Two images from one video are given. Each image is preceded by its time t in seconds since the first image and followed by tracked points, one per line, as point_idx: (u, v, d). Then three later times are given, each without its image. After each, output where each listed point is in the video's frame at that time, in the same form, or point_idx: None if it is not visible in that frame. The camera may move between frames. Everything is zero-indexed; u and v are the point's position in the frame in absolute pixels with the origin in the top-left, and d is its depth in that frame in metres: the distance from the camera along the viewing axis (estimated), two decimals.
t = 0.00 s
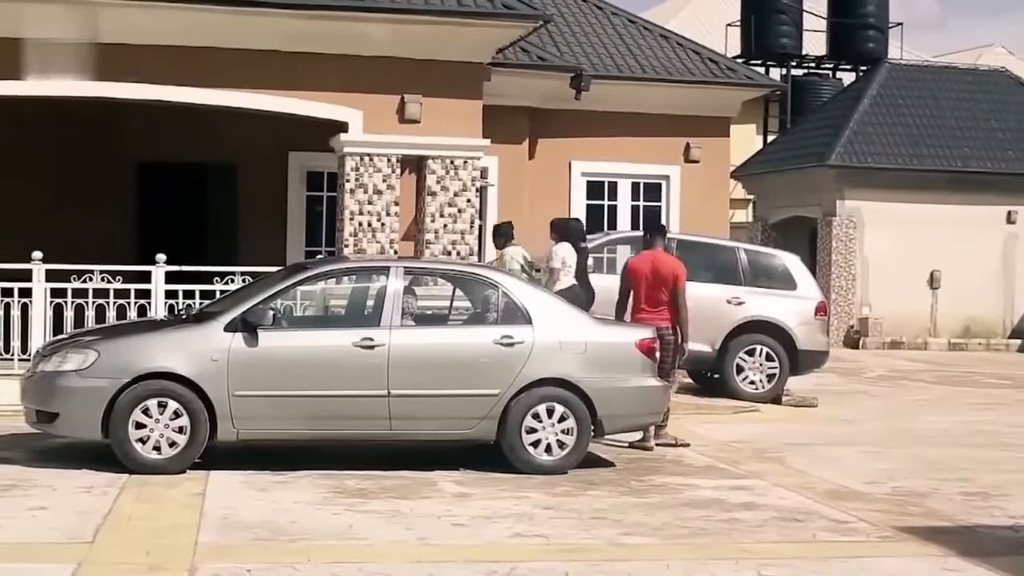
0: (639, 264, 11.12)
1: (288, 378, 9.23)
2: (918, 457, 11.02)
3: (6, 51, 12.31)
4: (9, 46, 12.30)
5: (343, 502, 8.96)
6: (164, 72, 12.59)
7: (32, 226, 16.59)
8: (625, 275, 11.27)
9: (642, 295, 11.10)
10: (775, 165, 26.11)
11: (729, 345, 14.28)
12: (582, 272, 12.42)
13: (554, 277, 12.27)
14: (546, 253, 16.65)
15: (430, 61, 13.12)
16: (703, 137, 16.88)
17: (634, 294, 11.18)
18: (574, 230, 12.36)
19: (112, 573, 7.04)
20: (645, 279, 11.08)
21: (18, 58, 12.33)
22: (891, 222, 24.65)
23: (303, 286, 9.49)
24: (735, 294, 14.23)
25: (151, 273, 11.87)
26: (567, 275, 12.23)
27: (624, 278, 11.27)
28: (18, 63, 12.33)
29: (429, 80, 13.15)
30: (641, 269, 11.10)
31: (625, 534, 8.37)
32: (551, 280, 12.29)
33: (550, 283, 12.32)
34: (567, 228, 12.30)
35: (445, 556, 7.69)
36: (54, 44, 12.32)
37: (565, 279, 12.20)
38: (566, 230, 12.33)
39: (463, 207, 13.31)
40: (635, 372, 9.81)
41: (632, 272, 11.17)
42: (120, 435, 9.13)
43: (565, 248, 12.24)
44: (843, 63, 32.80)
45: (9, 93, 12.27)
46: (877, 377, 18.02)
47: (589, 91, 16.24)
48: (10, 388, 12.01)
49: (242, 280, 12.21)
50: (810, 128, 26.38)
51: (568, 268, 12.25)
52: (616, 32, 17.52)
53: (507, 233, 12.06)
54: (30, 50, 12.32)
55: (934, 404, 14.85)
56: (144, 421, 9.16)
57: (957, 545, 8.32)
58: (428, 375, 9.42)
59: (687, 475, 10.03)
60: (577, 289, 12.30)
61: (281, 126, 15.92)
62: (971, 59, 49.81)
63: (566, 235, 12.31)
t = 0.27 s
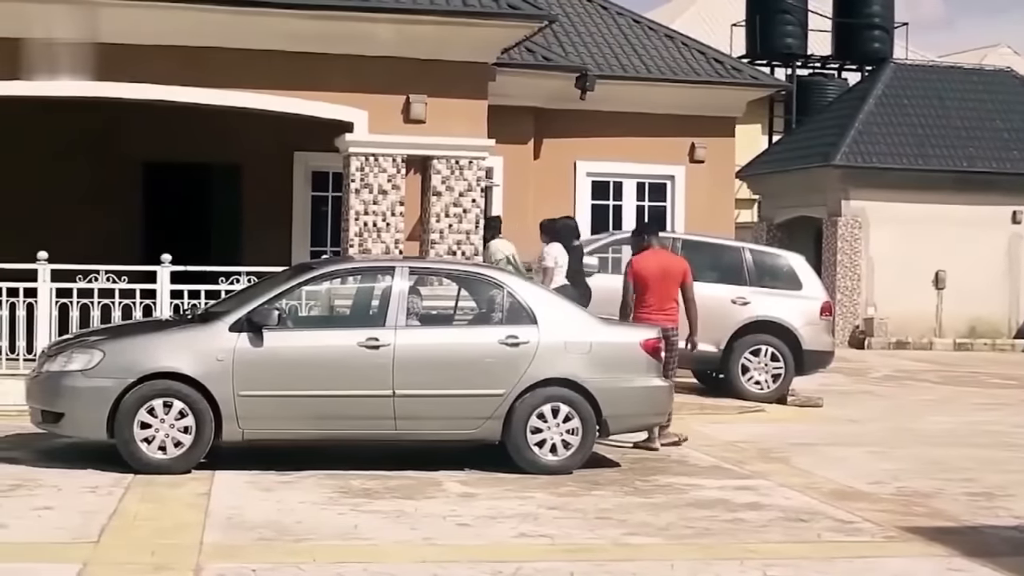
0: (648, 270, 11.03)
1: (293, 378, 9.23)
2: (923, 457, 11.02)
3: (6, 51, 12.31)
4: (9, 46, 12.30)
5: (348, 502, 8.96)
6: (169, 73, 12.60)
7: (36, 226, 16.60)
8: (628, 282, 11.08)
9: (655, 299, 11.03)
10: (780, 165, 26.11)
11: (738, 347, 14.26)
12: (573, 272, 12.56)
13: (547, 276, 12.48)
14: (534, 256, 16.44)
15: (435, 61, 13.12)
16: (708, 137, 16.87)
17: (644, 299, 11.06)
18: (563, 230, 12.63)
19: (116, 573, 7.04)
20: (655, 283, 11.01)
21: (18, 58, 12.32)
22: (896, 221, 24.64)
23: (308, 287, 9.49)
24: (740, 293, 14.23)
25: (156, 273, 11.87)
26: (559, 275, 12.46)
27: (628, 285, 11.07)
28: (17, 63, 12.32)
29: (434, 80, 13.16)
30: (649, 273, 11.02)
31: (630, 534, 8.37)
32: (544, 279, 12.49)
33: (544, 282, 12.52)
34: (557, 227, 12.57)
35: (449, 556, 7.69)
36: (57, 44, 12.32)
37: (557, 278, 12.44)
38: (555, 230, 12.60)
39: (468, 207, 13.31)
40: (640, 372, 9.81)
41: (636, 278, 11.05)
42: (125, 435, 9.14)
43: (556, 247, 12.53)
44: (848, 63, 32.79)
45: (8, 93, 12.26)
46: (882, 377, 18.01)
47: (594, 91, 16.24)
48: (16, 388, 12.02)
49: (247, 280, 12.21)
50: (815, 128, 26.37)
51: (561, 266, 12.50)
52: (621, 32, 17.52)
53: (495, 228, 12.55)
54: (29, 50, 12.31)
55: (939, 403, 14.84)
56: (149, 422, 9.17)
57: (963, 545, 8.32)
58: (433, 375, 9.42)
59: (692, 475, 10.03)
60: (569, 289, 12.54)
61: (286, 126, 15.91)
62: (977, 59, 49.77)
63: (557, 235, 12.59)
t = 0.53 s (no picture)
0: (657, 269, 11.03)
1: (296, 379, 9.24)
2: (927, 457, 11.02)
3: (6, 51, 12.32)
4: (10, 46, 12.31)
5: (351, 502, 8.96)
6: (173, 73, 12.61)
7: (39, 226, 16.61)
8: (638, 282, 11.00)
9: (664, 298, 11.05)
10: (783, 165, 26.12)
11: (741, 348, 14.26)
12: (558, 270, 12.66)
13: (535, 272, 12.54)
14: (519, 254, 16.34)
15: (438, 61, 13.12)
16: (711, 137, 16.87)
17: (654, 299, 11.04)
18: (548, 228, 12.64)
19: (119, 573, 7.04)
20: (664, 283, 11.04)
21: (18, 58, 12.32)
22: (899, 222, 24.63)
23: (311, 287, 9.50)
24: (743, 294, 14.22)
25: (160, 273, 11.88)
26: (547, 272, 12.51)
27: (637, 285, 10.99)
28: (18, 63, 12.32)
29: (438, 80, 13.16)
30: (658, 273, 11.02)
31: (633, 534, 8.37)
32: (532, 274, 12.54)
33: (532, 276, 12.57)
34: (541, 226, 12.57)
35: (453, 556, 7.69)
36: (60, 44, 12.33)
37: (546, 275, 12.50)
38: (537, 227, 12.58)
39: (472, 207, 13.31)
40: (643, 372, 9.81)
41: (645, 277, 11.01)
42: (128, 435, 9.14)
43: (543, 244, 12.54)
44: (852, 63, 32.80)
45: (9, 93, 12.27)
46: (886, 377, 18.01)
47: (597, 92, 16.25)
48: (20, 388, 12.02)
49: (251, 280, 12.21)
50: (818, 128, 26.38)
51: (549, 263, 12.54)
52: (624, 32, 17.52)
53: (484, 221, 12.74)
54: (29, 50, 12.30)
55: (942, 404, 14.85)
56: (153, 422, 9.17)
57: (966, 545, 8.31)
58: (436, 375, 9.42)
59: (695, 475, 10.03)
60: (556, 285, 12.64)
61: (289, 127, 15.91)
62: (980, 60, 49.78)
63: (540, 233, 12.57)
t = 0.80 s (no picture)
0: (669, 269, 10.99)
1: (297, 379, 9.24)
2: (928, 457, 11.02)
3: (5, 51, 12.31)
4: (9, 46, 12.30)
5: (353, 502, 8.96)
6: (175, 73, 12.61)
7: (41, 226, 16.63)
8: (650, 282, 10.97)
9: (674, 297, 11.02)
10: (785, 166, 26.14)
11: (745, 348, 14.25)
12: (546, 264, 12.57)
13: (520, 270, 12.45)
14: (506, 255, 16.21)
15: (440, 61, 13.12)
16: (713, 137, 16.86)
17: (664, 298, 11.00)
18: (530, 226, 12.13)
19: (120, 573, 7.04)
20: (675, 282, 11.00)
21: (18, 58, 12.31)
22: (901, 221, 24.63)
23: (313, 287, 9.50)
24: (745, 294, 14.22)
25: (162, 273, 11.88)
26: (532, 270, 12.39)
27: (649, 285, 10.95)
28: (18, 63, 12.32)
29: (440, 80, 13.16)
30: (670, 272, 10.98)
31: (635, 534, 8.37)
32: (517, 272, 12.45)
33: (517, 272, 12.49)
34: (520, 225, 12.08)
35: (454, 556, 7.69)
36: (59, 44, 12.32)
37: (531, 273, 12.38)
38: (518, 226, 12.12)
39: (474, 207, 13.31)
40: (645, 372, 9.81)
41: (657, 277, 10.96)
42: (130, 435, 9.14)
43: (528, 242, 12.39)
44: (853, 63, 32.79)
45: (10, 93, 12.27)
46: (888, 377, 18.01)
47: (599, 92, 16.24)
48: (21, 387, 12.02)
49: (253, 280, 12.21)
50: (820, 129, 26.38)
51: (534, 261, 12.43)
52: (626, 32, 17.53)
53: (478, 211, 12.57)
54: (29, 50, 12.30)
55: (944, 404, 14.85)
56: (155, 421, 9.16)
57: (968, 545, 8.31)
58: (438, 375, 9.42)
59: (696, 475, 10.03)
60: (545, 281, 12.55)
61: (291, 127, 15.91)
62: (981, 59, 49.78)
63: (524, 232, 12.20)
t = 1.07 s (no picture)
0: (677, 268, 10.94)
1: (299, 379, 9.24)
2: (930, 457, 11.02)
3: (6, 51, 12.31)
4: (10, 46, 12.31)
5: (354, 502, 8.96)
6: (176, 74, 12.62)
7: (42, 226, 16.65)
8: (656, 281, 10.88)
9: (680, 297, 10.98)
10: (786, 165, 26.14)
11: (743, 348, 14.24)
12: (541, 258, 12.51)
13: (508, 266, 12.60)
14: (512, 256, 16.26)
15: (441, 61, 13.12)
16: (714, 137, 16.86)
17: (671, 297, 10.95)
18: (518, 225, 12.56)
19: (122, 573, 7.04)
20: (682, 281, 10.96)
21: (19, 58, 12.32)
22: (903, 221, 24.62)
23: (314, 287, 9.49)
24: (747, 294, 14.22)
25: (164, 273, 11.88)
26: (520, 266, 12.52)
27: (655, 284, 10.89)
28: (19, 63, 12.32)
29: (441, 80, 13.16)
30: (677, 271, 10.93)
31: (636, 534, 8.37)
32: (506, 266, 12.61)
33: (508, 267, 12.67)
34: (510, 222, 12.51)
35: (455, 556, 7.68)
36: (59, 44, 12.32)
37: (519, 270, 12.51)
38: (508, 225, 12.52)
39: (475, 207, 13.31)
40: (646, 372, 9.81)
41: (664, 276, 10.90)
42: (131, 435, 9.14)
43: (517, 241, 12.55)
44: (855, 63, 32.79)
45: (10, 93, 12.29)
46: (889, 377, 18.02)
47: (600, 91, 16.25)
48: (23, 387, 12.02)
49: (254, 280, 12.21)
50: (821, 129, 26.38)
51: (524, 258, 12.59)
52: (627, 32, 17.53)
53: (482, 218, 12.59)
54: (30, 50, 12.31)
55: (945, 404, 14.85)
56: (156, 421, 9.16)
57: (969, 545, 8.30)
58: (439, 376, 9.42)
59: (697, 475, 10.03)
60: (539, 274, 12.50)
61: (293, 127, 15.91)
62: (983, 59, 49.77)
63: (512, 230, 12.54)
